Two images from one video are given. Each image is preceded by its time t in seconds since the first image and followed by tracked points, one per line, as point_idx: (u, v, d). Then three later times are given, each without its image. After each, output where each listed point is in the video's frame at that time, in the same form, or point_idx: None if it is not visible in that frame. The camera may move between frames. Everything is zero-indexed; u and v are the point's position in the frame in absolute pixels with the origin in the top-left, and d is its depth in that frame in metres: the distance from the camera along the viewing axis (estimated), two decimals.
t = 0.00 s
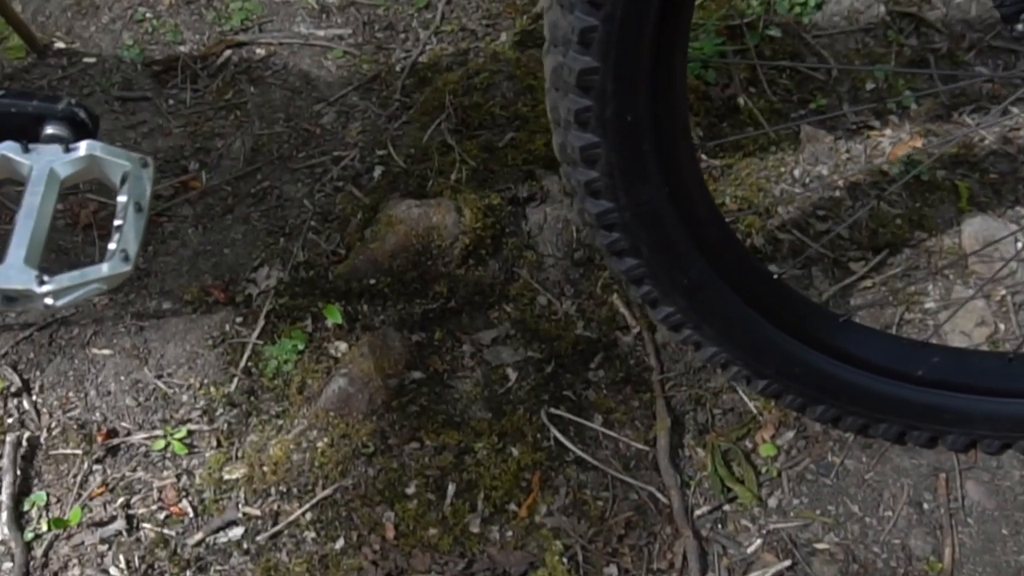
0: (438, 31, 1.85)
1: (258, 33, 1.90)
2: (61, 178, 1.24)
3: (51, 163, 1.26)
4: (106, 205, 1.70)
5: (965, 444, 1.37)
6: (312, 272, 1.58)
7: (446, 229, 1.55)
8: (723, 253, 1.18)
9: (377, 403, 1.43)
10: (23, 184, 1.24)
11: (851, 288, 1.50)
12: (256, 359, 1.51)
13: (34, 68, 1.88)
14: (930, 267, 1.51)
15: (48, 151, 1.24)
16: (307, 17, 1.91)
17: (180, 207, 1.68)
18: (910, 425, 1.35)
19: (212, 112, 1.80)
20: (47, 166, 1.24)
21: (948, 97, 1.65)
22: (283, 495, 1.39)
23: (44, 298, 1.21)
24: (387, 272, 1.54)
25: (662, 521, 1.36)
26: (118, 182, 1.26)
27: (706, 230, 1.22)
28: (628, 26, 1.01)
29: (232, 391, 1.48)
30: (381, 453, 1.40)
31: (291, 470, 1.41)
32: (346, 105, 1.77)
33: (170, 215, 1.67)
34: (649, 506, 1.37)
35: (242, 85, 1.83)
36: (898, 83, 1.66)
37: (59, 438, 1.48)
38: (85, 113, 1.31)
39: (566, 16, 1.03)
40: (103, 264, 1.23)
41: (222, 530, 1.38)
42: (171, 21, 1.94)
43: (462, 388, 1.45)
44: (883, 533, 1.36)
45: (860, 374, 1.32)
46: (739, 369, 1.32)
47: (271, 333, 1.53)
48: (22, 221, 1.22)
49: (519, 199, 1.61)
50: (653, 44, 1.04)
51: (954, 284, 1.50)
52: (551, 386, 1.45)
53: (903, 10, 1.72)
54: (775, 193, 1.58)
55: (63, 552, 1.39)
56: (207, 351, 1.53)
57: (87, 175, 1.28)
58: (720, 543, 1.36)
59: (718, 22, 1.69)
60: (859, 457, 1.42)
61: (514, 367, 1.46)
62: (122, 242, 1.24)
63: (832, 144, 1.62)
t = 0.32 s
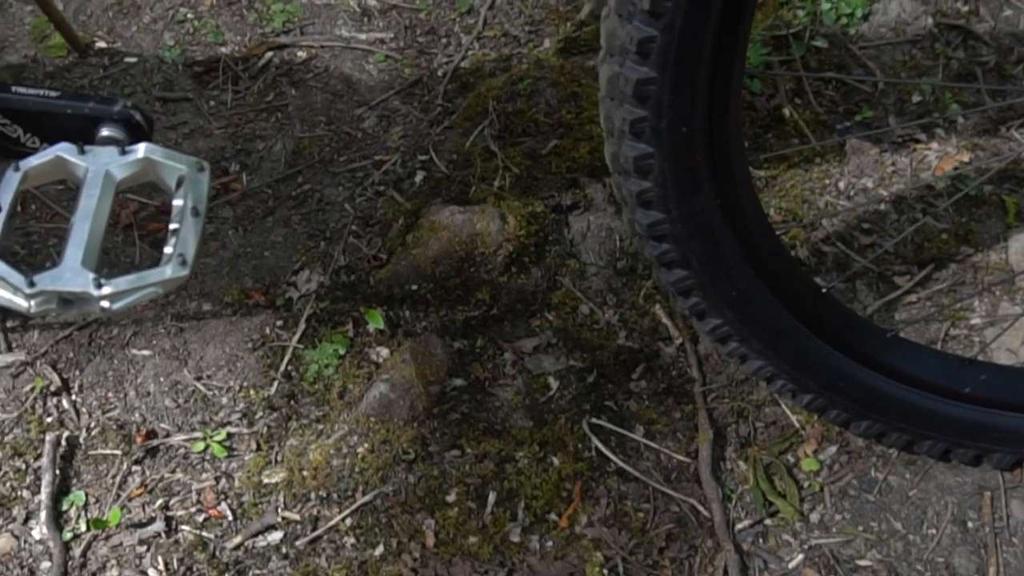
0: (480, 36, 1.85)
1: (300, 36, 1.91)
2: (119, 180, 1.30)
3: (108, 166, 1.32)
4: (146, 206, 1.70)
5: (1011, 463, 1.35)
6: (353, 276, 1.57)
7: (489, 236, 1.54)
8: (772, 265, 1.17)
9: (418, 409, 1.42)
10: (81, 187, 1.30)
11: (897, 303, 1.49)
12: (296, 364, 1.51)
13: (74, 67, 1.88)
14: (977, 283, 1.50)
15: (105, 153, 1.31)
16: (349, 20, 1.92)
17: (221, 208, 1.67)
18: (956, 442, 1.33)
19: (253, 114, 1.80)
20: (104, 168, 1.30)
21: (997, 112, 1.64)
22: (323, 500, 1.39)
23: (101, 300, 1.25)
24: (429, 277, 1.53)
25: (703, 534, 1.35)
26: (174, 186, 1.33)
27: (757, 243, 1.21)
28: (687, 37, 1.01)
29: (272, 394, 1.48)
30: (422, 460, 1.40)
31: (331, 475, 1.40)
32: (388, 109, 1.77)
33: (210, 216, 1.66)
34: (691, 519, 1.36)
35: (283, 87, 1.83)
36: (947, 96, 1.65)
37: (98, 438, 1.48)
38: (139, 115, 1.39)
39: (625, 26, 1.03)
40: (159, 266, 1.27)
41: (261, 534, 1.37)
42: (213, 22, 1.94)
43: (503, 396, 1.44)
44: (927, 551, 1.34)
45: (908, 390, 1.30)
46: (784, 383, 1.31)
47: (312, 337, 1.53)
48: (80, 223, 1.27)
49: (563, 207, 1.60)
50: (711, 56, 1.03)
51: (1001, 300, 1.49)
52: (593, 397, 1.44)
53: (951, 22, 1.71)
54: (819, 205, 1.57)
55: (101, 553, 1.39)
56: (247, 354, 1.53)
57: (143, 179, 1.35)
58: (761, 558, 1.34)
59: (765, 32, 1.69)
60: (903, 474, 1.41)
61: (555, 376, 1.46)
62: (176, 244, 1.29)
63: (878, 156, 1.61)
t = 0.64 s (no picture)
0: (524, 43, 1.84)
1: (341, 39, 1.90)
2: (174, 183, 1.29)
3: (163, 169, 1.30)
4: (186, 207, 1.70)
5: None
6: (395, 282, 1.57)
7: (533, 245, 1.52)
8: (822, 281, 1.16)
9: (459, 417, 1.42)
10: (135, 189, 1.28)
11: (943, 319, 1.48)
12: (336, 369, 1.50)
13: (115, 67, 1.88)
14: None
15: (161, 156, 1.29)
16: (390, 25, 1.91)
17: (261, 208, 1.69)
18: (1003, 463, 1.31)
19: (294, 117, 1.79)
20: (161, 171, 1.28)
21: None
22: (363, 506, 1.38)
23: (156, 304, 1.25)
24: (471, 284, 1.52)
25: (745, 549, 1.34)
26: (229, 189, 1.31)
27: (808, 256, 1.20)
28: (747, 48, 1.00)
29: (312, 399, 1.48)
30: (463, 468, 1.39)
31: (371, 481, 1.40)
32: (430, 115, 1.76)
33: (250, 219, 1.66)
34: (732, 533, 1.35)
35: (324, 90, 1.83)
36: (995, 110, 1.63)
37: (137, 439, 1.49)
38: (198, 117, 1.35)
39: (684, 36, 1.02)
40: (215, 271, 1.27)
41: (300, 539, 1.37)
42: (254, 24, 1.94)
43: (544, 405, 1.44)
44: (972, 570, 1.33)
45: (956, 408, 1.29)
46: (831, 399, 1.30)
47: (353, 342, 1.52)
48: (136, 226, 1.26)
49: (606, 216, 1.59)
50: (769, 69, 1.02)
51: None
52: (636, 408, 1.43)
53: (1000, 36, 1.70)
54: (865, 219, 1.56)
55: (140, 554, 1.39)
56: (287, 358, 1.53)
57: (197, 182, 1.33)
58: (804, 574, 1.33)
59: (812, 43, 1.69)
60: (947, 492, 1.39)
61: (597, 386, 1.45)
62: (233, 249, 1.27)
63: (924, 170, 1.60)
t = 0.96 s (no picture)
0: (567, 51, 1.84)
1: (384, 43, 1.90)
2: (231, 188, 1.28)
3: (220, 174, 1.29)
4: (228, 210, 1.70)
5: None
6: (437, 289, 1.57)
7: (578, 254, 1.52)
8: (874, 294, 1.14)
9: (502, 426, 1.41)
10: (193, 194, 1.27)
11: (990, 336, 1.46)
12: (377, 375, 1.50)
13: (156, 68, 1.89)
14: None
15: (218, 161, 1.28)
16: (433, 30, 1.91)
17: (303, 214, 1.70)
18: None
19: (336, 121, 1.79)
20: (218, 177, 1.27)
21: None
22: (404, 514, 1.38)
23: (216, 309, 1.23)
24: (515, 293, 1.52)
25: (788, 564, 1.32)
26: (286, 195, 1.30)
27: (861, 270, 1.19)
28: (809, 61, 0.99)
29: (352, 405, 1.47)
30: (505, 477, 1.39)
31: (412, 488, 1.39)
32: (472, 121, 1.76)
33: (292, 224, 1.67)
34: (775, 547, 1.34)
35: (366, 95, 1.82)
36: None
37: (177, 441, 1.49)
38: (255, 122, 1.31)
39: (745, 49, 1.02)
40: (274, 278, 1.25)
41: (340, 546, 1.36)
42: (296, 27, 1.94)
43: (586, 416, 1.43)
44: None
45: (1005, 426, 1.27)
46: (878, 414, 1.28)
47: (394, 349, 1.52)
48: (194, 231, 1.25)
49: (651, 226, 1.58)
50: (830, 82, 1.02)
51: None
52: (679, 420, 1.42)
53: None
54: (910, 233, 1.54)
55: (178, 557, 1.38)
56: (328, 363, 1.53)
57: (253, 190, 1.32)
58: None
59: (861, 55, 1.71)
60: (993, 510, 1.37)
61: (640, 398, 1.44)
62: (291, 255, 1.26)
63: (972, 185, 1.59)
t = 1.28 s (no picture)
0: (611, 59, 1.83)
1: (427, 49, 1.90)
2: (289, 196, 1.24)
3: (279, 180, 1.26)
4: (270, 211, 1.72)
5: None
6: (480, 296, 1.56)
7: (624, 265, 1.51)
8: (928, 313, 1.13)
9: (545, 436, 1.41)
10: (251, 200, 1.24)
11: None
12: (419, 382, 1.49)
13: (198, 70, 1.89)
14: None
15: (275, 167, 1.25)
16: (476, 36, 1.91)
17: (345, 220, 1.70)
18: None
19: (378, 126, 1.79)
20: (275, 183, 1.24)
21: None
22: (445, 522, 1.37)
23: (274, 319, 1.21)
24: (559, 302, 1.51)
25: None
26: (343, 203, 1.26)
27: (916, 289, 1.17)
28: (873, 79, 0.99)
29: (394, 411, 1.47)
30: (548, 487, 1.38)
31: (454, 497, 1.39)
32: (515, 128, 1.75)
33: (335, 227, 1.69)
34: (819, 564, 1.32)
35: (409, 100, 1.82)
36: None
37: (217, 445, 1.49)
38: (314, 131, 1.28)
39: (807, 64, 1.02)
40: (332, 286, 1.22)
41: (380, 553, 1.36)
42: (338, 31, 1.94)
43: (629, 427, 1.42)
44: None
45: None
46: (927, 432, 1.27)
47: (437, 356, 1.52)
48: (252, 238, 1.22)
49: (696, 238, 1.57)
50: (892, 99, 1.01)
51: None
52: (724, 433, 1.42)
53: None
54: (958, 249, 1.53)
55: (218, 561, 1.38)
56: (369, 369, 1.52)
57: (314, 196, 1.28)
58: None
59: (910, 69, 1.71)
60: None
61: (684, 410, 1.43)
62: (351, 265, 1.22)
63: (1021, 202, 1.57)
